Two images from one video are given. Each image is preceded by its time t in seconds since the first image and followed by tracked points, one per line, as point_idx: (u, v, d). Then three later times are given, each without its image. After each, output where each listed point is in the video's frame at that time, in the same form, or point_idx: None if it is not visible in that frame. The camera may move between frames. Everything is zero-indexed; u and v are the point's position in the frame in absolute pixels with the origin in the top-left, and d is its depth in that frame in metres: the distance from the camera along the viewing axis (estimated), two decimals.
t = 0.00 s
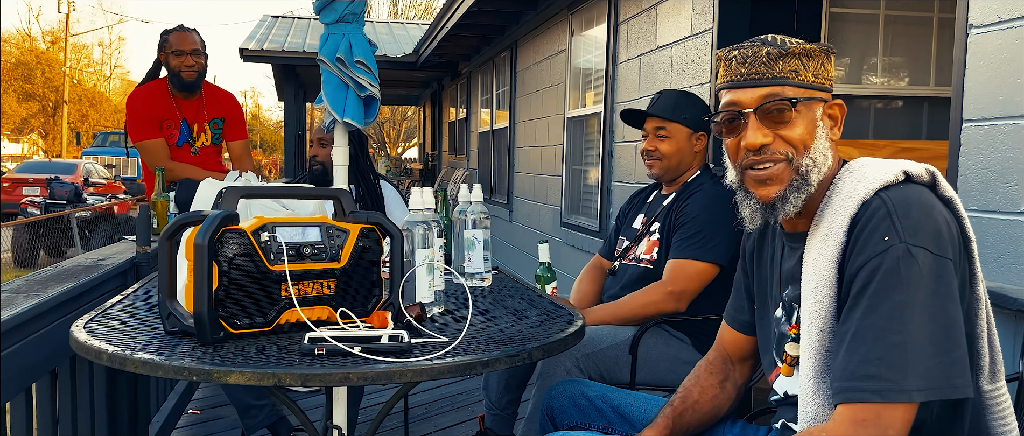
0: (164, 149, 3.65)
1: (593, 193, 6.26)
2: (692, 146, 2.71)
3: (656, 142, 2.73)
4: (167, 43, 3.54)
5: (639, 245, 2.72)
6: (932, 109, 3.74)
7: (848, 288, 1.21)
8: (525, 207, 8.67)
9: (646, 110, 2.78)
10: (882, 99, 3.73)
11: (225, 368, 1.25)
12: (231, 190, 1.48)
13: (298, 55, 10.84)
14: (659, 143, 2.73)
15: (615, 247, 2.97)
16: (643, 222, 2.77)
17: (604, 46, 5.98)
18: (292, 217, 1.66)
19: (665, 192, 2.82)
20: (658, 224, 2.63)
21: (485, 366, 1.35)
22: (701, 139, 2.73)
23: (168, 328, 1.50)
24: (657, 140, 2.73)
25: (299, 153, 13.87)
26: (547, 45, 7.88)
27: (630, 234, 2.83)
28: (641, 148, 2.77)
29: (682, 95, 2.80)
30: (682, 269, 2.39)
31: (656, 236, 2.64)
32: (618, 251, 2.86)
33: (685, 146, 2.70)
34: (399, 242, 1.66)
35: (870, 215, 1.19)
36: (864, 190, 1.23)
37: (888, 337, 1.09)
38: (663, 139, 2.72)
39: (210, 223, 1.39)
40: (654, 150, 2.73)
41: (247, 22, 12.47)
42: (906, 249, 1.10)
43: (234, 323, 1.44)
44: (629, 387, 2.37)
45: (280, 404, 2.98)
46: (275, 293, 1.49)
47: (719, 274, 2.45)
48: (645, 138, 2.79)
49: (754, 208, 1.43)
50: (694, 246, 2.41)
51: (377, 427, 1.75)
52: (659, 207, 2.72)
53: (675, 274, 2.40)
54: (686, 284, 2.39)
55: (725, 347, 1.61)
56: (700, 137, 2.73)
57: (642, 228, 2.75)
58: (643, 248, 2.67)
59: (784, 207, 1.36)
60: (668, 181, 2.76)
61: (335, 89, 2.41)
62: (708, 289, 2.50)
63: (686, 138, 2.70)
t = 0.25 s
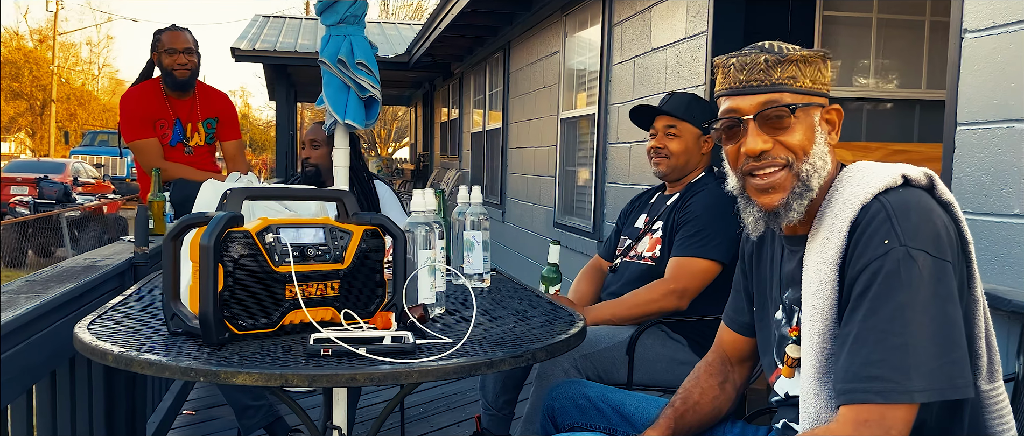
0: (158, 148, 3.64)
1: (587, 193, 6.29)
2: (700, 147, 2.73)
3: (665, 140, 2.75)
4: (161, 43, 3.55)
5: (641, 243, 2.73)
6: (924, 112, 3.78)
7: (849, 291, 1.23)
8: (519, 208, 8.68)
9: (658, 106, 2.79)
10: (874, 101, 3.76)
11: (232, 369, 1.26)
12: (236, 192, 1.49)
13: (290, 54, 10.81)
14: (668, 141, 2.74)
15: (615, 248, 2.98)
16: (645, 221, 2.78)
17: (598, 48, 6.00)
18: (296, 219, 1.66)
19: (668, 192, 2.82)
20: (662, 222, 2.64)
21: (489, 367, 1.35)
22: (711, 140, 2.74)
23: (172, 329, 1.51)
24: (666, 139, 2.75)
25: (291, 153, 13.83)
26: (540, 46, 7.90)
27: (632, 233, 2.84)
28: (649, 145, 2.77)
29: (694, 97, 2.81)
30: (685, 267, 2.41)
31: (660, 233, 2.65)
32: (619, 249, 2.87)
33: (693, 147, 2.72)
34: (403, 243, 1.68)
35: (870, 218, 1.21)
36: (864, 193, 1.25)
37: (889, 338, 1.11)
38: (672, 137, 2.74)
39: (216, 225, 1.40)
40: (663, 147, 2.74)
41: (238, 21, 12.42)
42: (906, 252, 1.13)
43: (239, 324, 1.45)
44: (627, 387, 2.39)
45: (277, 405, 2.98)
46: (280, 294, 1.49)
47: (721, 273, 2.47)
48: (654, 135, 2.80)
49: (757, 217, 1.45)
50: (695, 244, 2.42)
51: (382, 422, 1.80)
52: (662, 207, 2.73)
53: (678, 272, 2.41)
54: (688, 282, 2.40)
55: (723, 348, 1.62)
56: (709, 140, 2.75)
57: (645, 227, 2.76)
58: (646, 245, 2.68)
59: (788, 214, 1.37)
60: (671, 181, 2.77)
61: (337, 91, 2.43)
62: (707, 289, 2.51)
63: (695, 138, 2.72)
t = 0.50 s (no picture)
0: (148, 149, 3.56)
1: (578, 195, 6.32)
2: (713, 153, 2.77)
3: (680, 146, 2.76)
4: (150, 41, 3.46)
5: (651, 239, 2.74)
6: (911, 116, 3.85)
7: (852, 292, 1.25)
8: (507, 209, 8.70)
9: (672, 112, 2.81)
10: (863, 106, 3.83)
11: (249, 370, 1.27)
12: (248, 194, 1.50)
13: (277, 54, 10.76)
14: (682, 148, 2.76)
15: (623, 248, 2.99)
16: (655, 220, 2.79)
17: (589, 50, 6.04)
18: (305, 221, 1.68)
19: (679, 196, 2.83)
20: (673, 219, 2.64)
21: (501, 368, 1.38)
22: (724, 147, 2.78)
23: (183, 330, 1.51)
24: (681, 145, 2.76)
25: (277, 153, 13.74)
26: (530, 48, 7.92)
27: (641, 231, 2.86)
28: (663, 151, 2.77)
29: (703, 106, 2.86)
30: (702, 262, 2.41)
31: (671, 231, 2.65)
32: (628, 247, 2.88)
33: (708, 153, 2.76)
34: (411, 245, 1.69)
35: (872, 221, 1.23)
36: (867, 196, 1.27)
37: (894, 340, 1.13)
38: (687, 143, 2.76)
39: (229, 228, 1.41)
40: (679, 154, 2.75)
41: (224, 20, 12.33)
42: (910, 255, 1.14)
43: (252, 326, 1.46)
44: (626, 388, 2.41)
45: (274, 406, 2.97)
46: (292, 296, 1.50)
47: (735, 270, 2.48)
48: (667, 142, 2.81)
49: (760, 216, 1.45)
50: (713, 239, 2.43)
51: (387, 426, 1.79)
52: (675, 207, 2.73)
53: (695, 267, 2.41)
54: (705, 277, 2.40)
55: (725, 349, 1.64)
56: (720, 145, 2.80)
57: (654, 225, 2.77)
58: (656, 241, 2.69)
59: (790, 215, 1.39)
60: (683, 186, 2.78)
61: (345, 94, 2.59)
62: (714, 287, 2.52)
63: (710, 144, 2.76)
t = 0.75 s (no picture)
0: (143, 148, 3.54)
1: (571, 195, 6.35)
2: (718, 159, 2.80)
3: (687, 152, 2.78)
4: (145, 41, 3.43)
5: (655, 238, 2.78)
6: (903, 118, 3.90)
7: (858, 292, 1.27)
8: (499, 210, 8.71)
9: (678, 118, 2.81)
10: (856, 108, 3.87)
11: (262, 370, 1.28)
12: (257, 195, 1.50)
13: (267, 54, 10.71)
14: (690, 154, 2.78)
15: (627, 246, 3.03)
16: (660, 219, 2.84)
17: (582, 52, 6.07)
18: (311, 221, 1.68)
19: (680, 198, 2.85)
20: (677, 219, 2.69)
21: (511, 367, 1.39)
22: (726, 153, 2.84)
23: (192, 331, 1.52)
24: (688, 151, 2.78)
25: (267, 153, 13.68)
26: (523, 49, 7.95)
27: (646, 230, 2.90)
28: (670, 158, 2.79)
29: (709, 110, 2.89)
30: (720, 261, 2.44)
31: (676, 230, 2.70)
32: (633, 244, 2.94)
33: (714, 159, 2.78)
34: (416, 246, 1.70)
35: (878, 222, 1.25)
36: (872, 197, 1.29)
37: (900, 338, 1.16)
38: (694, 149, 2.77)
39: (239, 228, 1.41)
40: (686, 160, 2.77)
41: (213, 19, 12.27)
42: (915, 255, 1.17)
43: (262, 326, 1.46)
44: (626, 388, 2.43)
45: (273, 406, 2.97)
46: (301, 296, 1.51)
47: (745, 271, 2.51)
48: (674, 149, 2.82)
49: (764, 216, 1.47)
50: (729, 238, 2.46)
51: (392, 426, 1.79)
52: (678, 208, 2.78)
53: (713, 265, 2.44)
54: (722, 276, 2.43)
55: (726, 348, 1.63)
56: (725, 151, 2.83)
57: (659, 225, 2.82)
58: (661, 240, 2.73)
59: (794, 213, 1.40)
60: (688, 191, 2.81)
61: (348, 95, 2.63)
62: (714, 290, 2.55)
63: (716, 151, 2.78)
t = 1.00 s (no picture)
0: (138, 149, 3.47)
1: (564, 197, 6.37)
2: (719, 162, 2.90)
3: (690, 156, 2.88)
4: (138, 41, 3.40)
5: (659, 240, 2.90)
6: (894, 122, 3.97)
7: (868, 297, 1.28)
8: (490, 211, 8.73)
9: (680, 123, 2.94)
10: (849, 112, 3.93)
11: (283, 372, 1.28)
12: (272, 197, 1.51)
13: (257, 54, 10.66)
14: (692, 157, 2.87)
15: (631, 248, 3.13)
16: (663, 222, 2.95)
17: (576, 54, 6.11)
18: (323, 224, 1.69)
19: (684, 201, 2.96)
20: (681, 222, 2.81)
21: (528, 369, 1.40)
22: (727, 156, 2.94)
23: (207, 333, 1.52)
24: (690, 154, 2.88)
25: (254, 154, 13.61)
26: (514, 51, 7.97)
27: (650, 232, 3.01)
28: (674, 161, 2.88)
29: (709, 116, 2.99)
30: (732, 264, 2.54)
31: (679, 233, 2.81)
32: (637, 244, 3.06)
33: (715, 162, 2.89)
34: (428, 249, 1.70)
35: (886, 227, 1.26)
36: (879, 203, 1.29)
37: (911, 342, 1.17)
38: (696, 153, 2.87)
39: (258, 229, 1.42)
40: (688, 163, 2.86)
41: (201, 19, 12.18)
42: (925, 259, 1.18)
43: (278, 328, 1.47)
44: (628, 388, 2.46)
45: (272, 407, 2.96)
46: (317, 298, 1.52)
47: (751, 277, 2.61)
48: (677, 152, 2.92)
49: (773, 223, 1.46)
50: (742, 243, 2.56)
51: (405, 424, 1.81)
52: (681, 210, 2.90)
53: (726, 269, 2.54)
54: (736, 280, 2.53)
55: (736, 350, 1.66)
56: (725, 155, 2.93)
57: (662, 227, 2.93)
58: (665, 243, 2.84)
59: (801, 219, 1.40)
60: (692, 194, 2.90)
61: (357, 97, 2.67)
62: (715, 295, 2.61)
63: (716, 154, 2.89)
